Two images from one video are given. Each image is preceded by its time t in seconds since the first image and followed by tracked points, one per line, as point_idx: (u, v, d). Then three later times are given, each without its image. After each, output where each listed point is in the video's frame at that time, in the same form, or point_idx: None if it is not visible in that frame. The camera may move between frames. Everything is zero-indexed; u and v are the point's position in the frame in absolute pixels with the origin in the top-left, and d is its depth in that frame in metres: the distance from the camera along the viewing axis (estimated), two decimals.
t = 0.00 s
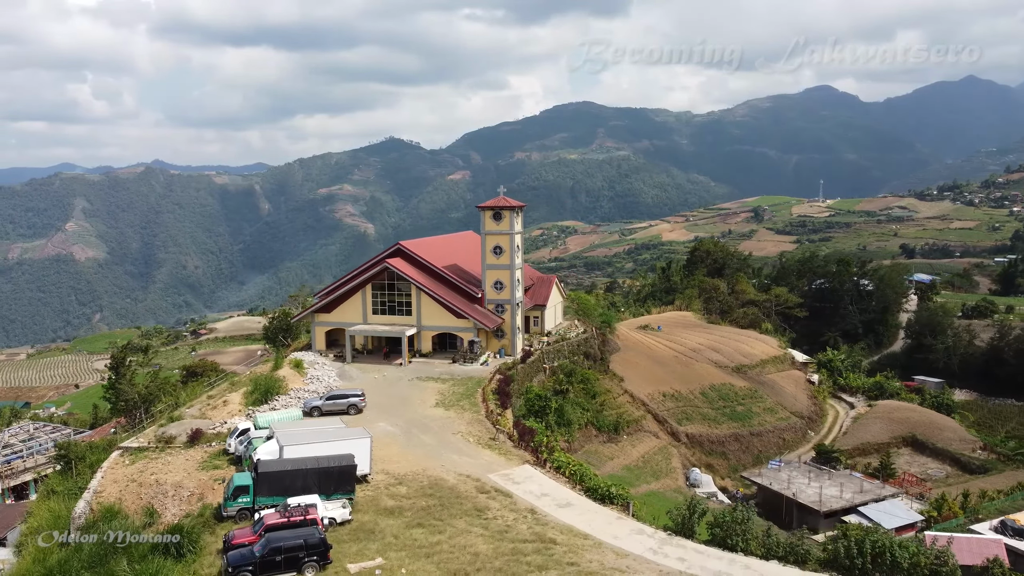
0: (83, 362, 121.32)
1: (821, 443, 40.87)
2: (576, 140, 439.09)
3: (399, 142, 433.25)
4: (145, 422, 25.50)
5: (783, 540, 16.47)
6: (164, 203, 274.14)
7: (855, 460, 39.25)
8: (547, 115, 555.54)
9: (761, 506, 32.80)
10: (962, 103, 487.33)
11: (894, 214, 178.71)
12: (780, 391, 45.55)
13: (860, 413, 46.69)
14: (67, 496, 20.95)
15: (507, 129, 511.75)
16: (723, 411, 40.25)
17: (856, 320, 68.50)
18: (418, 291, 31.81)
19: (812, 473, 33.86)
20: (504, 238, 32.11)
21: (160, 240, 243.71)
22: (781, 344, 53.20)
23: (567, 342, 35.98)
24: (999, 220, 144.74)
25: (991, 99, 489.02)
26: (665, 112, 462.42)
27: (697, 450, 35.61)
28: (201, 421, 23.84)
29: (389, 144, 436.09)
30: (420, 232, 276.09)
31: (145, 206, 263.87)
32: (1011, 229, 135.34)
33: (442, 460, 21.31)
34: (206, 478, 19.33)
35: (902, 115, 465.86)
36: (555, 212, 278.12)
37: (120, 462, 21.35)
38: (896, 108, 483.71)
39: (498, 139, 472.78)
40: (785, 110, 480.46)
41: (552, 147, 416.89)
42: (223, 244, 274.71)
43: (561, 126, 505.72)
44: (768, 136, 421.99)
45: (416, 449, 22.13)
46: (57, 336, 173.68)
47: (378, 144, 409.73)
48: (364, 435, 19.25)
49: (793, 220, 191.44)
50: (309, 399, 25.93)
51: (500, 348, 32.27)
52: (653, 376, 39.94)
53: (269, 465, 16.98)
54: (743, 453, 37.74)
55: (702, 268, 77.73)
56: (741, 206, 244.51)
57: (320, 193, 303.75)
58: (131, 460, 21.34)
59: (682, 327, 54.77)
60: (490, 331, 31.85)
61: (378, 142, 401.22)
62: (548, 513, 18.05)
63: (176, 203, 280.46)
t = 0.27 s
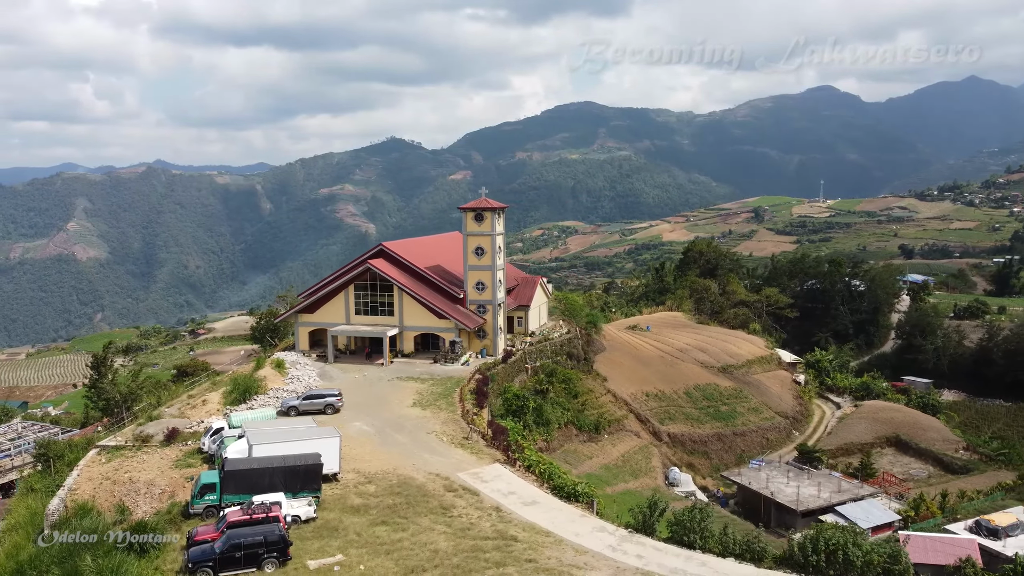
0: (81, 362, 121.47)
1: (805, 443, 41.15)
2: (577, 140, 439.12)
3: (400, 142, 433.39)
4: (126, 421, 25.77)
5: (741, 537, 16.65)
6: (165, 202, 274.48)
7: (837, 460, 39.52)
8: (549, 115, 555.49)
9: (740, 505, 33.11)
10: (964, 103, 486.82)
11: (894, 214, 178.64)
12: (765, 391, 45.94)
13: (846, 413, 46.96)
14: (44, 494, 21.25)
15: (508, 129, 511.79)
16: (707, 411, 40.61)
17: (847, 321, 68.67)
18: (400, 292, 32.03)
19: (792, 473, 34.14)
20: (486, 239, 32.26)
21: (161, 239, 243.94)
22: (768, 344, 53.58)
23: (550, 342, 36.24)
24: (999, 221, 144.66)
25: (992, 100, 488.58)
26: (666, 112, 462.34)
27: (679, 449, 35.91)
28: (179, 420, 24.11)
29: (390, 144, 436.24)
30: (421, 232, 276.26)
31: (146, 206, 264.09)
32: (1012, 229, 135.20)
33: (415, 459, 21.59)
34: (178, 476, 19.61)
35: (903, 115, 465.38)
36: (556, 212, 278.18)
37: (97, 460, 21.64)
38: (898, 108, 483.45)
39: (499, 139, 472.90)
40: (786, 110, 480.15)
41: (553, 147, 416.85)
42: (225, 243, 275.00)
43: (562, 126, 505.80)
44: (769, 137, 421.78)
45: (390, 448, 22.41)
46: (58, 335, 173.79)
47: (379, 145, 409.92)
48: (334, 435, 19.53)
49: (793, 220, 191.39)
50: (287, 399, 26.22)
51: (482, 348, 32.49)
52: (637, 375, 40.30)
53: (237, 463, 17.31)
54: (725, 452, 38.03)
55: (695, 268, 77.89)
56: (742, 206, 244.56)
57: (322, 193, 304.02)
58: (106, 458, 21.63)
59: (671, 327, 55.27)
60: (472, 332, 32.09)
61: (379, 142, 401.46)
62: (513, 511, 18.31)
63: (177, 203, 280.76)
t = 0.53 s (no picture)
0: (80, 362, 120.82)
1: (789, 443, 41.38)
2: (580, 140, 439.13)
3: (403, 142, 433.52)
4: (106, 418, 26.04)
5: (700, 535, 16.84)
6: (169, 202, 275.13)
7: (821, 460, 39.66)
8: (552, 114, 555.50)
9: (720, 505, 33.31)
10: (967, 104, 485.78)
11: (896, 215, 178.45)
12: (752, 391, 46.23)
13: (833, 413, 47.14)
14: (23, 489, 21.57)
15: (511, 129, 511.81)
16: (692, 412, 40.91)
17: (840, 321, 68.87)
18: (384, 293, 32.20)
19: (773, 473, 34.32)
20: (468, 240, 32.36)
21: (166, 239, 244.20)
22: (757, 344, 53.88)
23: (534, 342, 36.46)
24: (1001, 222, 144.31)
25: (996, 100, 487.32)
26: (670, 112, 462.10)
27: (661, 449, 36.26)
28: (158, 419, 24.37)
29: (392, 144, 436.43)
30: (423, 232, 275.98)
31: (150, 206, 264.61)
32: (1014, 230, 134.87)
33: (388, 457, 21.82)
34: (151, 475, 19.86)
35: (907, 115, 464.41)
36: (559, 212, 278.18)
37: (75, 457, 21.88)
38: (901, 108, 482.48)
39: (501, 140, 473.15)
40: (789, 110, 479.62)
41: (556, 147, 416.84)
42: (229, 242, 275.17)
43: (564, 126, 505.73)
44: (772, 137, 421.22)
45: (364, 447, 22.66)
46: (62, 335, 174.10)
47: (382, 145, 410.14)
48: (305, 435, 19.83)
49: (795, 220, 191.15)
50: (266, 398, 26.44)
51: (464, 348, 32.63)
52: (622, 375, 40.60)
53: (205, 462, 17.52)
54: (709, 452, 38.27)
55: (689, 269, 78.05)
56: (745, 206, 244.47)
57: (324, 193, 304.44)
58: (83, 456, 21.89)
59: (661, 328, 55.65)
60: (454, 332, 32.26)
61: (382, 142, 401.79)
62: (480, 509, 18.54)
63: (181, 202, 281.32)
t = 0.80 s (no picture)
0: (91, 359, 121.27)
1: (785, 445, 41.37)
2: (593, 139, 438.69)
3: (416, 142, 434.47)
4: (99, 415, 26.35)
5: (670, 535, 16.98)
6: (183, 202, 276.96)
7: (816, 461, 39.61)
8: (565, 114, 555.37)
9: (711, 505, 33.34)
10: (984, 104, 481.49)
11: (910, 215, 177.21)
12: (748, 392, 46.32)
13: (831, 414, 47.04)
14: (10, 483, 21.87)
15: (524, 129, 511.76)
16: (688, 413, 41.01)
17: (843, 322, 68.58)
18: (376, 293, 32.45)
19: (765, 474, 34.32)
20: (460, 241, 32.53)
21: (180, 239, 245.71)
22: (756, 346, 53.88)
23: (527, 342, 36.63)
24: (1016, 222, 142.99)
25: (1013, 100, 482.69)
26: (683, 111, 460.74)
27: (654, 449, 36.39)
28: (149, 416, 24.73)
29: (405, 144, 437.45)
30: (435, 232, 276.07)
31: (164, 205, 266.43)
32: None
33: (371, 456, 22.08)
34: (136, 471, 20.17)
35: (922, 114, 460.76)
36: (570, 212, 277.91)
37: (63, 453, 22.22)
38: (916, 108, 478.86)
39: (514, 139, 473.36)
40: (803, 110, 477.11)
41: (568, 147, 416.56)
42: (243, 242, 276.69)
43: (577, 126, 505.22)
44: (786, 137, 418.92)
45: (347, 446, 22.94)
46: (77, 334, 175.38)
47: (395, 145, 411.23)
48: (286, 433, 20.14)
49: (807, 221, 190.02)
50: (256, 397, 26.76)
51: (456, 348, 32.84)
52: (617, 375, 40.73)
53: (184, 459, 17.87)
54: (704, 453, 38.32)
55: (693, 269, 77.89)
56: (757, 206, 243.38)
57: (337, 193, 305.62)
58: (72, 450, 22.25)
59: (661, 329, 55.79)
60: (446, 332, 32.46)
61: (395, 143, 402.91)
62: (455, 507, 18.75)
63: (195, 202, 283.16)
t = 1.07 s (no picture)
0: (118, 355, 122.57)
1: (794, 447, 41.12)
2: (617, 139, 437.01)
3: (440, 143, 435.74)
4: (104, 412, 26.83)
5: (652, 536, 17.14)
6: (211, 202, 280.06)
7: (825, 464, 39.38)
8: (589, 114, 553.71)
9: (715, 507, 33.22)
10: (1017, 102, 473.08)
11: (938, 216, 174.68)
12: (759, 394, 46.05)
13: (843, 417, 46.62)
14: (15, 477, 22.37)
15: (548, 128, 511.23)
16: (695, 414, 40.96)
17: (861, 324, 67.76)
18: (381, 294, 32.78)
19: (769, 477, 34.18)
20: (463, 242, 32.79)
21: (209, 238, 248.10)
22: (769, 347, 53.57)
23: (532, 343, 36.78)
24: None
25: None
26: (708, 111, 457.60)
27: (659, 450, 36.40)
28: (153, 414, 25.17)
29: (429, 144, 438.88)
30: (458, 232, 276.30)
31: (192, 205, 269.52)
32: None
33: (365, 455, 22.36)
34: (134, 467, 20.56)
35: (952, 113, 453.72)
36: (594, 212, 277.08)
37: (67, 449, 22.67)
38: (947, 107, 471.55)
39: (538, 139, 472.84)
40: (831, 109, 471.94)
41: (592, 147, 415.47)
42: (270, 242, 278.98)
43: (601, 125, 503.75)
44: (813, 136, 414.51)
45: (343, 445, 23.24)
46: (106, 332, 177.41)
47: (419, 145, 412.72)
48: (279, 432, 20.50)
49: (834, 221, 187.78)
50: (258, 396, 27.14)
51: (460, 348, 33.10)
52: (625, 376, 40.81)
53: (177, 456, 18.25)
54: (710, 454, 38.29)
55: (711, 269, 77.12)
56: (783, 206, 241.11)
57: (361, 193, 307.47)
58: (76, 447, 22.69)
59: (674, 331, 55.75)
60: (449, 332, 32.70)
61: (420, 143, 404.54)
62: (442, 506, 18.96)
63: (222, 202, 286.23)
